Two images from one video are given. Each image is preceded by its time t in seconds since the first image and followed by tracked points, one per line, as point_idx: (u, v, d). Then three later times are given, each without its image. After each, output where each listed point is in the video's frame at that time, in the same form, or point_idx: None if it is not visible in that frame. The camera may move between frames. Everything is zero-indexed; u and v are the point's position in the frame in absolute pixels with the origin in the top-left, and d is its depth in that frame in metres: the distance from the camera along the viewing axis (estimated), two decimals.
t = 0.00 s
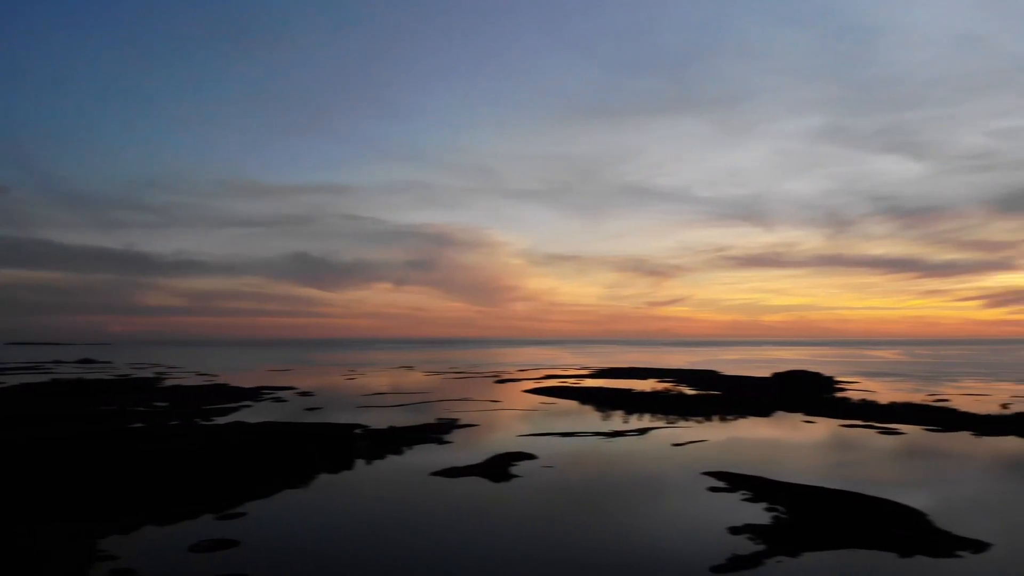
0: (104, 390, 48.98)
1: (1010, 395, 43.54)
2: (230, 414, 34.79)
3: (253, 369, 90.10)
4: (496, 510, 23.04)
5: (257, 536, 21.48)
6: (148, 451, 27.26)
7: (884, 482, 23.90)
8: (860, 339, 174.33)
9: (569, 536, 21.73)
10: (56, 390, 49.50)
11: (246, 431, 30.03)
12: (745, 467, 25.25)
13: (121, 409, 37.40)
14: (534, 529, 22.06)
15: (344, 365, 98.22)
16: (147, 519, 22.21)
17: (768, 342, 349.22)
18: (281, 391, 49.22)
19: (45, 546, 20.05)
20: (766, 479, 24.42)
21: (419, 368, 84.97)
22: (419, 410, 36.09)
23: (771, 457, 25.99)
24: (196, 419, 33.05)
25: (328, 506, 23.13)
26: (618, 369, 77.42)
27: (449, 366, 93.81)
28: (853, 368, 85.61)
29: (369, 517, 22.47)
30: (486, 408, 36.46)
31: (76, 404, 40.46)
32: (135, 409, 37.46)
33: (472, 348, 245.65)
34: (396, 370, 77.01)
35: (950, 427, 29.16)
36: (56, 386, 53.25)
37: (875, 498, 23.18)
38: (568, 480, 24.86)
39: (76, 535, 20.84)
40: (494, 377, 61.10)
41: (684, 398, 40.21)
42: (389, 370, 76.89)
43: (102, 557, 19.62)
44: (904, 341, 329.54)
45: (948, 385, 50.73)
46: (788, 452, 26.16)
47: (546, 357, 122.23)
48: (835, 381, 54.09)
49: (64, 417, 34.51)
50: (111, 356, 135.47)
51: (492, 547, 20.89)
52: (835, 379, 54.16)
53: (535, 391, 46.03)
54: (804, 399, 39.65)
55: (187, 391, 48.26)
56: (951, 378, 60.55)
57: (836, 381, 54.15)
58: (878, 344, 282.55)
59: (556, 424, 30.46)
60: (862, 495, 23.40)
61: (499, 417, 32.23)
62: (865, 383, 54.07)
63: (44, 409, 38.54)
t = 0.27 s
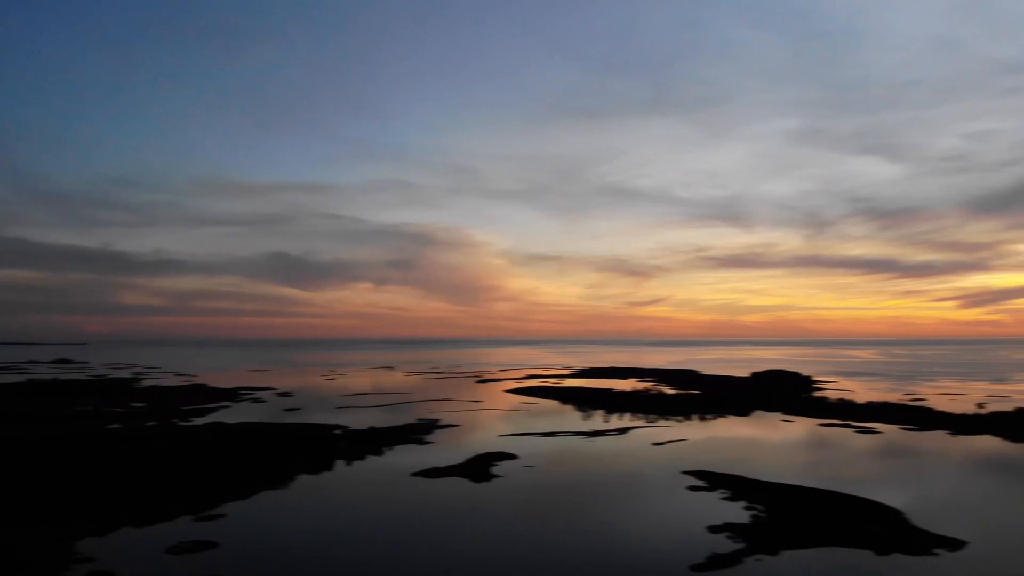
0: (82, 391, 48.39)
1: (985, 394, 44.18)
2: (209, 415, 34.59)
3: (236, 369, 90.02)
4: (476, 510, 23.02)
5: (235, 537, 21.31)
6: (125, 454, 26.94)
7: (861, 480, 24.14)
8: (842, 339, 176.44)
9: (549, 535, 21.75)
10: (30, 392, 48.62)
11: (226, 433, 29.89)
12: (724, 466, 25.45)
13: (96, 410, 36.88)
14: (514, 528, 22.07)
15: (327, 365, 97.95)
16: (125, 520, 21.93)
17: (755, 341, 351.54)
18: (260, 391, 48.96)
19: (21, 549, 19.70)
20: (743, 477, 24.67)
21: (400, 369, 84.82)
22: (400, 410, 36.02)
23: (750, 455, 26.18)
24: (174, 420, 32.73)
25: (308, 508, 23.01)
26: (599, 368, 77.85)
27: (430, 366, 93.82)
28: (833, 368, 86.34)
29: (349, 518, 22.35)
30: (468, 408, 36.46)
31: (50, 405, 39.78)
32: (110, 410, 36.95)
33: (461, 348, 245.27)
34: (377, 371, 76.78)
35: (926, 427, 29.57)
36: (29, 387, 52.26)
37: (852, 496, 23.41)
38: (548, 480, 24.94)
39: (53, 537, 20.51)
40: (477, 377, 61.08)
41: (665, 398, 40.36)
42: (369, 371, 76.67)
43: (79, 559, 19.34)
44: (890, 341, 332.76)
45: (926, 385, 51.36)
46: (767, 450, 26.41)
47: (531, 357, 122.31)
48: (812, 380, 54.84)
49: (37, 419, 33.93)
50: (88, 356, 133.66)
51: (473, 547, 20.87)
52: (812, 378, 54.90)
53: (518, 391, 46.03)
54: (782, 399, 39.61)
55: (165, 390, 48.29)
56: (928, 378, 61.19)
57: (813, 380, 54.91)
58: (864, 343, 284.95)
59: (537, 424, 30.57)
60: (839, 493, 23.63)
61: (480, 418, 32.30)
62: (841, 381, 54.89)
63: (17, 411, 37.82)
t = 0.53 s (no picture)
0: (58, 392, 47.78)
1: (961, 393, 44.83)
2: (188, 416, 34.31)
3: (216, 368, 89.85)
4: (456, 511, 22.98)
5: (214, 538, 21.12)
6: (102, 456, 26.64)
7: (839, 479, 24.36)
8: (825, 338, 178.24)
9: (529, 535, 21.75)
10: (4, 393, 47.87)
11: (206, 435, 29.69)
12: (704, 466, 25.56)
13: (71, 411, 36.44)
14: (494, 528, 22.05)
15: (311, 365, 97.57)
16: (102, 523, 21.65)
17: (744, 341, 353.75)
18: (240, 391, 48.79)
19: None
20: (722, 476, 24.85)
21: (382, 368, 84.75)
22: (381, 411, 35.89)
23: (729, 454, 26.38)
24: (151, 421, 32.40)
25: (288, 509, 22.87)
26: (582, 368, 78.17)
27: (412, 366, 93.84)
28: (813, 367, 87.11)
29: (329, 520, 22.23)
30: (449, 409, 36.41)
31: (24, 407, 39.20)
32: (85, 411, 36.51)
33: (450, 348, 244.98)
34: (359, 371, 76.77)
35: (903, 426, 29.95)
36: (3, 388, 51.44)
37: (830, 494, 23.60)
38: (529, 480, 24.96)
39: (27, 540, 20.18)
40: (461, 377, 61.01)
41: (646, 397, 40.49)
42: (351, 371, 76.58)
43: (55, 561, 19.07)
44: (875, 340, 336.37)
45: (904, 384, 51.98)
46: (747, 450, 26.58)
47: (517, 357, 122.41)
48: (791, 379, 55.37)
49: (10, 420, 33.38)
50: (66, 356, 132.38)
51: (452, 547, 20.82)
52: (791, 377, 55.45)
53: (500, 390, 46.00)
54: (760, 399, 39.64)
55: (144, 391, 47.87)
56: (906, 377, 61.93)
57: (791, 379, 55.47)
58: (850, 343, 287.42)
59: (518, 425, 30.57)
60: (818, 491, 23.82)
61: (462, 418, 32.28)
62: (820, 380, 55.52)
63: None
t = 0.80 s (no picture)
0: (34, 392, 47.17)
1: (938, 392, 45.45)
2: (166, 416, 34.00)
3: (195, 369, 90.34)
4: (437, 512, 22.92)
5: (192, 540, 20.91)
6: (79, 458, 26.34)
7: (818, 477, 24.57)
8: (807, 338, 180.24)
9: (509, 535, 21.73)
10: None
11: (185, 437, 29.45)
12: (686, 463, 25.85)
13: (45, 412, 36.08)
14: (474, 529, 22.00)
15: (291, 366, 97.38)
16: (78, 525, 21.37)
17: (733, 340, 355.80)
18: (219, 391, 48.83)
19: None
20: (702, 475, 24.94)
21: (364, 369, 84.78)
22: (363, 412, 35.74)
23: (709, 453, 26.55)
24: (127, 422, 32.13)
25: (267, 512, 22.68)
26: (564, 368, 78.66)
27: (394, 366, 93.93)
28: (795, 368, 87.87)
29: (309, 523, 22.10)
30: (431, 410, 36.33)
31: None
32: (60, 412, 36.13)
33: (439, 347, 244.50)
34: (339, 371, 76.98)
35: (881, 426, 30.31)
36: None
37: (809, 493, 23.78)
38: (509, 480, 24.97)
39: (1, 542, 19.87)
40: (446, 377, 60.90)
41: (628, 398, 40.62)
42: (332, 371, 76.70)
43: (30, 565, 18.79)
44: (861, 339, 339.93)
45: (882, 384, 52.59)
46: (727, 448, 26.84)
47: (503, 358, 122.23)
48: (769, 378, 56.01)
49: None
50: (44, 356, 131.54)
51: (432, 548, 20.77)
52: (769, 376, 56.11)
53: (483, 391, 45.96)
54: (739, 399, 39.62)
55: (118, 393, 47.03)
56: (885, 377, 62.66)
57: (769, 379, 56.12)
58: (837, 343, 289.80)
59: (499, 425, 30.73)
60: (796, 490, 24.01)
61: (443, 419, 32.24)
62: (797, 379, 56.24)
63: None
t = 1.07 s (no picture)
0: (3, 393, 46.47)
1: (905, 391, 46.53)
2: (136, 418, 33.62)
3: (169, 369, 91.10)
4: (411, 514, 22.85)
5: (163, 542, 20.63)
6: (47, 461, 25.96)
7: (788, 476, 24.97)
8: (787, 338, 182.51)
9: (483, 535, 21.71)
10: None
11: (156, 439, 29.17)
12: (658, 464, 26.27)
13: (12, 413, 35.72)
14: (448, 530, 21.95)
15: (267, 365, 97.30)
16: (45, 528, 21.04)
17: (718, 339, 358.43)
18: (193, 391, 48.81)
19: None
20: (674, 474, 25.35)
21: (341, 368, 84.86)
22: (337, 412, 35.71)
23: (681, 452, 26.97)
24: (97, 423, 31.84)
25: (239, 515, 22.45)
26: (542, 368, 79.22)
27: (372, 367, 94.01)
28: (769, 367, 88.98)
29: (282, 526, 21.89)
30: (405, 411, 36.41)
31: None
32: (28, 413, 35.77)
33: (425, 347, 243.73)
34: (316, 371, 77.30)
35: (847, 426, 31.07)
36: None
37: (780, 492, 24.03)
38: (482, 481, 25.11)
39: None
40: (424, 377, 60.86)
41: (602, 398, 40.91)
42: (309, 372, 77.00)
43: None
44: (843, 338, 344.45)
45: (852, 383, 53.63)
46: (699, 447, 27.25)
47: (484, 359, 122.08)
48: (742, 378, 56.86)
49: None
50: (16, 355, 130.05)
51: (406, 549, 20.68)
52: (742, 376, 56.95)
53: (459, 391, 46.06)
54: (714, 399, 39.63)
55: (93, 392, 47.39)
56: (856, 376, 63.85)
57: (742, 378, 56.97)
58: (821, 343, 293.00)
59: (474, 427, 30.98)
60: (766, 488, 24.37)
61: (419, 421, 32.52)
62: (769, 379, 57.18)
63: None
